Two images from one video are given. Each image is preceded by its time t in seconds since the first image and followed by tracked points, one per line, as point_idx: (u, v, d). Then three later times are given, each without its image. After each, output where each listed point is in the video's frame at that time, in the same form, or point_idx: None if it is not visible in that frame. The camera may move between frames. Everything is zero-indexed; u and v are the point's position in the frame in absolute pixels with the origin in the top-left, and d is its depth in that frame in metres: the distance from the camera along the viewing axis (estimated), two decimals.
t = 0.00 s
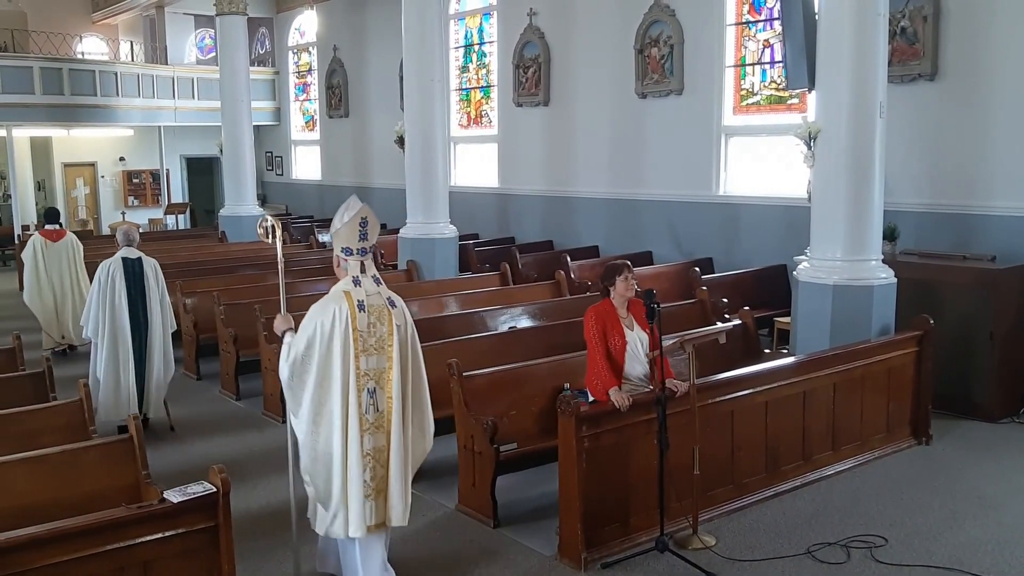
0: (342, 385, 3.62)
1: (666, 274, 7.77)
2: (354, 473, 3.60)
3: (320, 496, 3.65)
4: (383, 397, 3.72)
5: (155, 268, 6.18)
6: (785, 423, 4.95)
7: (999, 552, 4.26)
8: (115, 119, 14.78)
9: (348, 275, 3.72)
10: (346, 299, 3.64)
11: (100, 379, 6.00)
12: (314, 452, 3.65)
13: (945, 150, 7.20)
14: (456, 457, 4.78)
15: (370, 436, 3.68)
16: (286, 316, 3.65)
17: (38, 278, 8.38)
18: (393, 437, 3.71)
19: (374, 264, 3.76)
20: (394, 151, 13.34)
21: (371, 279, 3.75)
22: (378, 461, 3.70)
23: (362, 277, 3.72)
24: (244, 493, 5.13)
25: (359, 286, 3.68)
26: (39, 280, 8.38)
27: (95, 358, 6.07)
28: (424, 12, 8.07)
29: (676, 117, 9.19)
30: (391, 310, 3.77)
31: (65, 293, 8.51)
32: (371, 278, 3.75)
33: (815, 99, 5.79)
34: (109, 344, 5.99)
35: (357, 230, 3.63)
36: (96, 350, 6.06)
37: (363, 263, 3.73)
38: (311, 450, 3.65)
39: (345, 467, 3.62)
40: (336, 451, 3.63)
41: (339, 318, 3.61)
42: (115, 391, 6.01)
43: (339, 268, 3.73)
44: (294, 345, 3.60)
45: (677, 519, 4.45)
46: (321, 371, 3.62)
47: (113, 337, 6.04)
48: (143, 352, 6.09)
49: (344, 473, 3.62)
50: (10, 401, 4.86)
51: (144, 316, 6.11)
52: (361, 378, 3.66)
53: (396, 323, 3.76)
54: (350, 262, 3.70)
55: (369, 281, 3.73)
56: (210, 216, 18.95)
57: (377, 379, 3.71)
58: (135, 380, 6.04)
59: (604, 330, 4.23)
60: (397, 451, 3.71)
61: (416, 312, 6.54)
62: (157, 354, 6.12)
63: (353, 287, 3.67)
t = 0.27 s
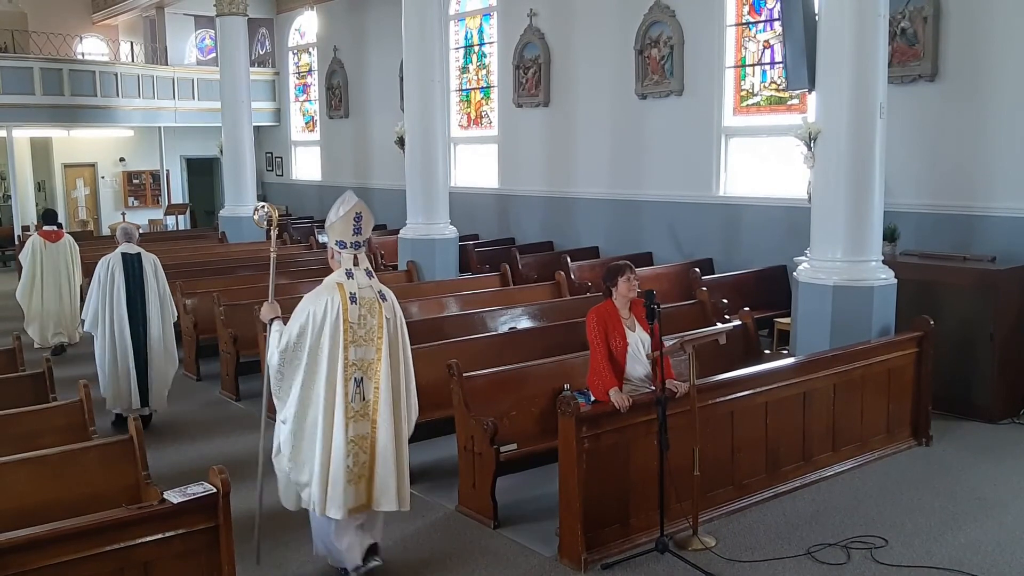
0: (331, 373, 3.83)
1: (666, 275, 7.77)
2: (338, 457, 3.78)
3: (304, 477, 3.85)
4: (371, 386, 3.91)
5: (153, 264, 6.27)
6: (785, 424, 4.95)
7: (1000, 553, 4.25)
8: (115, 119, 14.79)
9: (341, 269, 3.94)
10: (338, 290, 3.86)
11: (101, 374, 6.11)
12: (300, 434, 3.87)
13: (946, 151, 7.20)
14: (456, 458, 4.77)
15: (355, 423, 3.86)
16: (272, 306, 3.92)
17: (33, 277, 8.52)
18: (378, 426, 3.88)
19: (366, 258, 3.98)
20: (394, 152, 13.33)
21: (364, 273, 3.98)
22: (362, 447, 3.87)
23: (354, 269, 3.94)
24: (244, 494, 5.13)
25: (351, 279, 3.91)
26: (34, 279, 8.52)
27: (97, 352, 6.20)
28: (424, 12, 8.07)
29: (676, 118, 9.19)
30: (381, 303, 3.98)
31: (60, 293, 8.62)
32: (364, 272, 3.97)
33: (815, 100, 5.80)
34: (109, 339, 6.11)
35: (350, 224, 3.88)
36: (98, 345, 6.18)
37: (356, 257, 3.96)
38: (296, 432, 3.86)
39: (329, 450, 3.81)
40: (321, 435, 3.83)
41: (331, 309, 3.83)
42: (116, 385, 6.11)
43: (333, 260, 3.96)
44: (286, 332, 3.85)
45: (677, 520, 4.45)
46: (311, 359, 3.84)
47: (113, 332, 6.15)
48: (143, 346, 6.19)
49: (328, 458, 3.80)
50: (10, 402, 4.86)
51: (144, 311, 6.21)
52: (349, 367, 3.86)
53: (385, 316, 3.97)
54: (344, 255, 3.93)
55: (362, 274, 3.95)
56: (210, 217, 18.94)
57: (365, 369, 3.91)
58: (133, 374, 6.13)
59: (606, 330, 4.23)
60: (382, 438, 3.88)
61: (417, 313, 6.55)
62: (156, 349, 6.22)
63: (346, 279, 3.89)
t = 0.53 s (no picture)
0: (319, 370, 3.85)
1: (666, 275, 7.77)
2: (321, 451, 3.78)
3: (293, 469, 3.88)
4: (359, 383, 3.92)
5: (148, 264, 6.26)
6: (785, 424, 4.95)
7: (999, 554, 4.25)
8: (115, 120, 14.79)
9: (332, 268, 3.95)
10: (328, 290, 3.87)
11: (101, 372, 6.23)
12: (289, 428, 3.89)
13: (946, 151, 7.20)
14: (456, 458, 4.77)
15: (342, 418, 3.87)
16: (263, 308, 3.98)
17: (33, 274, 8.65)
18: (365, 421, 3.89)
19: (357, 258, 3.98)
20: (394, 152, 13.33)
21: (355, 272, 3.98)
22: (349, 442, 3.88)
23: (345, 268, 3.94)
24: (245, 493, 5.13)
25: (341, 278, 3.92)
26: (34, 276, 8.65)
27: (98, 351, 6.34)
28: (424, 12, 8.08)
29: (676, 118, 9.19)
30: (372, 302, 3.99)
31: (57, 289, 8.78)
32: (354, 272, 3.98)
33: (815, 100, 5.80)
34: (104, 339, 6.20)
35: (341, 225, 3.88)
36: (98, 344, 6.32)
37: (347, 257, 3.96)
38: (285, 427, 3.89)
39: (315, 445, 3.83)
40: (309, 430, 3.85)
41: (319, 307, 3.85)
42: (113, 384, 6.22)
43: (325, 259, 3.96)
44: (277, 330, 3.89)
45: (676, 520, 4.45)
46: (300, 356, 3.86)
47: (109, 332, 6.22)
48: (137, 347, 6.20)
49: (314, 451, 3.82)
50: (10, 402, 4.86)
51: (137, 312, 6.23)
52: (336, 364, 3.87)
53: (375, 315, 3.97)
54: (334, 254, 3.93)
55: (352, 273, 3.95)
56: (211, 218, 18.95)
57: (354, 365, 3.92)
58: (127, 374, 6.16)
59: (602, 330, 4.24)
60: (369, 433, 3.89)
61: (417, 314, 6.55)
62: (150, 348, 6.21)
63: (336, 278, 3.91)
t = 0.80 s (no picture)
0: (301, 373, 3.88)
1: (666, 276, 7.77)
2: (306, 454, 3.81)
3: (280, 470, 3.92)
4: (344, 385, 3.93)
5: (144, 263, 6.53)
6: (785, 425, 4.95)
7: (999, 555, 4.25)
8: (115, 120, 14.79)
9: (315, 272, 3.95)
10: (309, 293, 3.90)
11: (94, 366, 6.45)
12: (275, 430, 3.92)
13: (946, 152, 7.20)
14: (456, 459, 4.77)
15: (325, 421, 3.89)
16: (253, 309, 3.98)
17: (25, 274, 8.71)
18: (349, 423, 3.89)
19: (341, 260, 3.98)
20: (395, 153, 13.32)
21: (338, 274, 3.97)
22: (335, 444, 3.90)
23: (328, 271, 3.95)
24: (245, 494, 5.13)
25: (323, 281, 3.93)
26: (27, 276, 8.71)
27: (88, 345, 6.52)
28: (425, 13, 8.07)
29: (676, 119, 9.19)
30: (355, 304, 3.98)
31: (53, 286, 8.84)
32: (337, 274, 3.96)
33: (815, 101, 5.80)
34: (99, 333, 6.39)
35: (322, 228, 3.87)
36: (90, 338, 6.49)
37: (330, 260, 3.95)
38: (271, 428, 3.92)
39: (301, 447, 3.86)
40: (294, 432, 3.88)
41: (300, 312, 3.88)
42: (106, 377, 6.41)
43: (309, 262, 3.96)
44: (260, 334, 3.91)
45: (676, 521, 4.45)
46: (283, 359, 3.89)
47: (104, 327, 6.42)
48: (131, 342, 6.44)
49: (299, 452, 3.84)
50: (10, 404, 4.86)
51: (133, 308, 6.47)
52: (318, 367, 3.89)
53: (357, 317, 3.97)
54: (317, 257, 3.93)
55: (335, 275, 3.95)
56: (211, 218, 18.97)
57: (337, 368, 3.93)
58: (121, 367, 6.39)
59: (595, 332, 4.24)
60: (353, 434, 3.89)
61: (416, 315, 6.56)
62: (145, 341, 6.50)
63: (317, 281, 3.92)
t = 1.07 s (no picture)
0: (280, 371, 3.91)
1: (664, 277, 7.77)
2: (288, 452, 3.86)
3: (263, 467, 3.97)
4: (323, 382, 3.97)
5: (143, 264, 6.68)
6: (784, 426, 4.95)
7: (997, 555, 4.25)
8: (114, 121, 14.78)
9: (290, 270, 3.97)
10: (284, 291, 3.91)
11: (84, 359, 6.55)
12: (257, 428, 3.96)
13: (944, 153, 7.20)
14: (455, 460, 4.77)
15: (307, 418, 3.94)
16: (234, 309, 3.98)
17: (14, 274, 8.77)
18: (329, 419, 3.95)
19: (315, 257, 4.00)
20: (393, 154, 13.32)
21: (312, 272, 3.99)
22: (316, 440, 3.96)
23: (303, 270, 3.97)
24: (243, 494, 5.13)
25: (298, 279, 3.94)
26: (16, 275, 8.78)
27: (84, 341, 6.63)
28: (424, 14, 8.08)
29: (675, 120, 9.19)
30: (331, 301, 4.00)
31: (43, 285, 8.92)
32: (313, 272, 3.99)
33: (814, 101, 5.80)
34: (94, 329, 6.52)
35: (296, 227, 3.88)
36: (85, 334, 6.61)
37: (304, 258, 3.98)
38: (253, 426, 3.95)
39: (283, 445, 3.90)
40: (275, 429, 3.92)
41: (277, 310, 3.89)
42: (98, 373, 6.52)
43: (284, 261, 3.98)
44: (238, 332, 3.93)
45: (674, 522, 4.44)
46: (261, 357, 3.91)
47: (100, 323, 6.55)
48: (127, 340, 6.57)
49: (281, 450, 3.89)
50: (8, 404, 4.85)
51: (129, 306, 6.61)
52: (297, 365, 3.92)
53: (333, 314, 3.99)
54: (291, 256, 3.95)
55: (309, 274, 3.97)
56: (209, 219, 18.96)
57: (316, 365, 3.96)
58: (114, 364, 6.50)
59: (588, 333, 4.22)
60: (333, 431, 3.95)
61: (414, 315, 6.56)
62: (139, 340, 6.61)
63: (292, 279, 3.93)
